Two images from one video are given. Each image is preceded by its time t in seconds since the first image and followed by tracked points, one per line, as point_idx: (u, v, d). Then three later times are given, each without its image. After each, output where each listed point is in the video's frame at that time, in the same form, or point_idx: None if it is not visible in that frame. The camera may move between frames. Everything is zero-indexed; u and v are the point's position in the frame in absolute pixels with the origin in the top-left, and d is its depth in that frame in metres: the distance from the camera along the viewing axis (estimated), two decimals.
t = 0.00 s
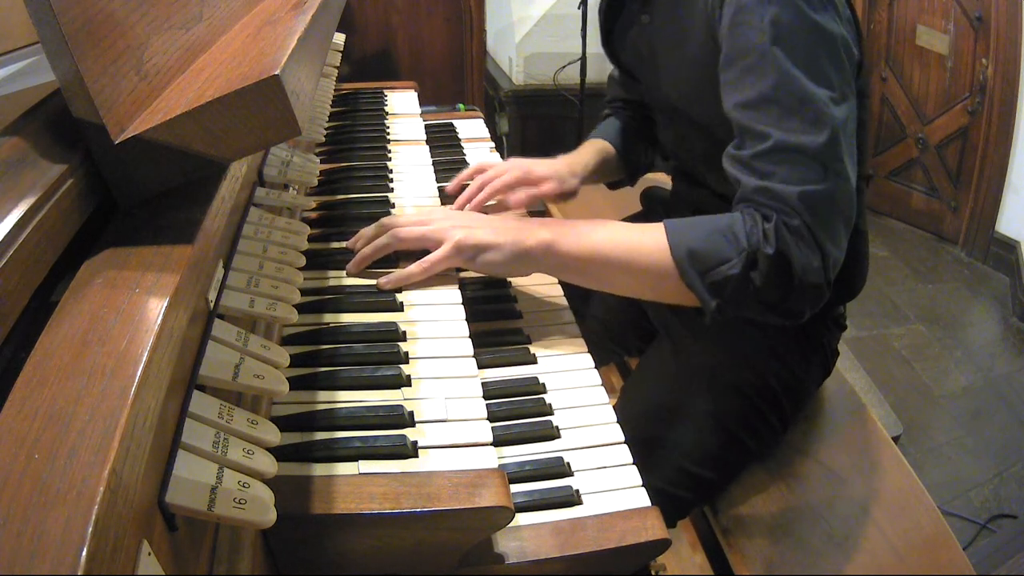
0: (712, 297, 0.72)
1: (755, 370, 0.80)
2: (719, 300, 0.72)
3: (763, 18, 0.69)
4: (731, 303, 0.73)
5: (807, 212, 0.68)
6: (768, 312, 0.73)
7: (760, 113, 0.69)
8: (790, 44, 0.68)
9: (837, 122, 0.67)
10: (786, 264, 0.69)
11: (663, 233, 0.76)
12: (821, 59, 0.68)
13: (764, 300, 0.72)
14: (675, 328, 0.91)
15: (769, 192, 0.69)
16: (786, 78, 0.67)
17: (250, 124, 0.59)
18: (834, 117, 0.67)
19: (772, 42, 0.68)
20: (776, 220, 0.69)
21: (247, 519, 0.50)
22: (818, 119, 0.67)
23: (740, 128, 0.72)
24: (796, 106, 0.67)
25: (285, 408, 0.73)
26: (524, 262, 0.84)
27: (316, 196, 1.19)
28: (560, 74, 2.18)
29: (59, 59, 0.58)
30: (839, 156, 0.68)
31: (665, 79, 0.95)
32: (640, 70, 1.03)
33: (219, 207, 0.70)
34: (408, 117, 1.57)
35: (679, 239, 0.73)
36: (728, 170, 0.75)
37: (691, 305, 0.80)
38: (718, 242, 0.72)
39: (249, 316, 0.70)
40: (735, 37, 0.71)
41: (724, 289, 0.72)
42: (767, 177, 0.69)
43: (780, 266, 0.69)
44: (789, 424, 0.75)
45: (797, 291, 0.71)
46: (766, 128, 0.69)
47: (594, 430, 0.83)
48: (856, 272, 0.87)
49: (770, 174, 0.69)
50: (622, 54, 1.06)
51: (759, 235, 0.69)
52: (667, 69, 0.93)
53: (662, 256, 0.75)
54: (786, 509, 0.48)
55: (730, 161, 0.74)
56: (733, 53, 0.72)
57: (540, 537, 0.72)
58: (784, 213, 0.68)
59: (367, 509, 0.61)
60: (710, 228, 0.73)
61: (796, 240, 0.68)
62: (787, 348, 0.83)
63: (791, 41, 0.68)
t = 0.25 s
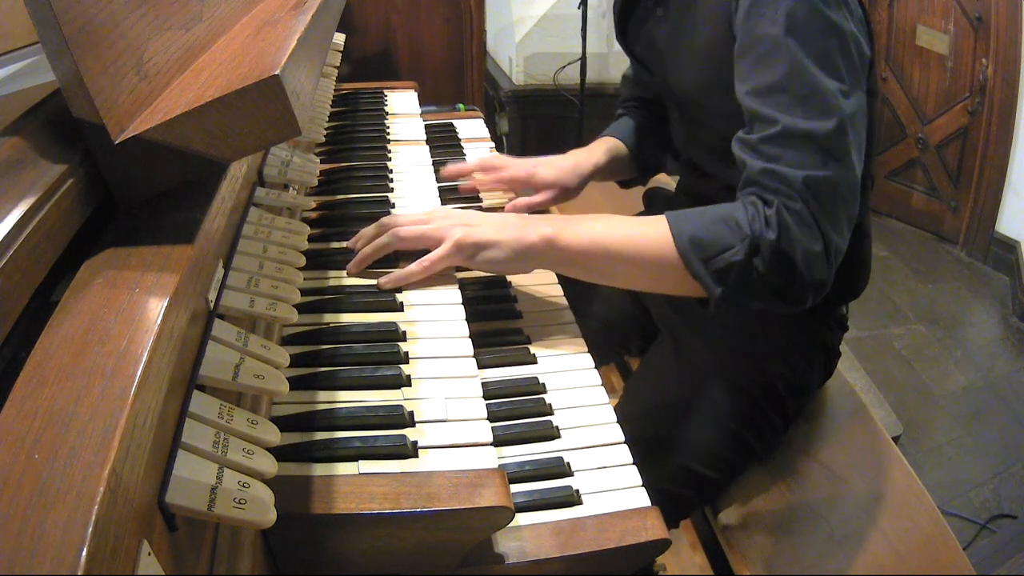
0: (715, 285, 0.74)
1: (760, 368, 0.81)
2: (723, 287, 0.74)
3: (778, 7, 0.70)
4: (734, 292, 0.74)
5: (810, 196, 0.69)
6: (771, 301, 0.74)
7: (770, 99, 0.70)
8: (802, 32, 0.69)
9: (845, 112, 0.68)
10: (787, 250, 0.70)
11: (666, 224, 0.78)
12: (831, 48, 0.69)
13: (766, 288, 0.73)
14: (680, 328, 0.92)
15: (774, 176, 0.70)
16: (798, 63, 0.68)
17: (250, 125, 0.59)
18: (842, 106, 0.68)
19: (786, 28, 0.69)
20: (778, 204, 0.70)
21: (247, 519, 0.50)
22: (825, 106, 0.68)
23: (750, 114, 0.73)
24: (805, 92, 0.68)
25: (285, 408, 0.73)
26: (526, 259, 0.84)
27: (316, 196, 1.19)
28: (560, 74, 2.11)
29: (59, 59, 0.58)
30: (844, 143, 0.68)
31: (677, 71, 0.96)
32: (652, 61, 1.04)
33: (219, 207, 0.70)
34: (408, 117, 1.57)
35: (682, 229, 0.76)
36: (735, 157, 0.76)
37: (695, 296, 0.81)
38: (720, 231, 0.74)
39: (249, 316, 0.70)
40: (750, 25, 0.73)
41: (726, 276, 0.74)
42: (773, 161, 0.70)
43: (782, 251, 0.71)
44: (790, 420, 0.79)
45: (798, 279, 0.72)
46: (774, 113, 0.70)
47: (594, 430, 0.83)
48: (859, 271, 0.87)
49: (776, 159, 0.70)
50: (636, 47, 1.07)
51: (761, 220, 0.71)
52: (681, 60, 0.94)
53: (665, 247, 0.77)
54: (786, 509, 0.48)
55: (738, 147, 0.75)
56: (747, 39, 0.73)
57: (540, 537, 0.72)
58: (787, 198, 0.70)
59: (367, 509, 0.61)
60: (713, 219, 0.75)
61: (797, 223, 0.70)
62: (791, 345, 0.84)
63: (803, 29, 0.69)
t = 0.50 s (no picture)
0: (715, 275, 0.75)
1: (759, 365, 0.81)
2: (725, 277, 0.75)
3: None
4: (735, 280, 0.75)
5: (812, 185, 0.69)
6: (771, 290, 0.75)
7: (774, 88, 0.71)
8: (809, 21, 0.69)
9: (848, 101, 0.68)
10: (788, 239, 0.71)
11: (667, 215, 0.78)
12: (837, 38, 0.69)
13: (767, 277, 0.74)
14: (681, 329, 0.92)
15: (777, 164, 0.70)
16: (804, 53, 0.68)
17: (250, 125, 0.59)
18: (846, 97, 0.68)
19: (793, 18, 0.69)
20: (779, 193, 0.70)
21: (247, 519, 0.50)
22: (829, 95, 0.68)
23: (755, 103, 0.73)
24: (810, 81, 0.68)
25: (285, 408, 0.73)
26: (526, 258, 0.84)
27: (316, 196, 1.19)
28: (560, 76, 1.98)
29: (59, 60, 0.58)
30: (847, 133, 0.69)
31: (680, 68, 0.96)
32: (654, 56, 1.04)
33: (219, 207, 0.70)
34: (408, 117, 1.57)
35: (683, 219, 0.76)
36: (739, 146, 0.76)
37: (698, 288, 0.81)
38: (721, 221, 0.74)
39: (249, 316, 0.70)
40: (758, 15, 0.73)
41: (727, 265, 0.74)
42: (776, 150, 0.70)
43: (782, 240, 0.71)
44: (790, 419, 0.78)
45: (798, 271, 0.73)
46: (779, 102, 0.70)
47: (594, 430, 0.83)
48: (860, 270, 0.87)
49: (779, 146, 0.70)
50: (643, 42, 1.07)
51: (762, 209, 0.71)
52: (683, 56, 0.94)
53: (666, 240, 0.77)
54: (786, 509, 0.48)
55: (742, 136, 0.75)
56: (755, 28, 0.73)
57: (540, 537, 0.72)
58: (788, 187, 0.70)
59: (367, 509, 0.61)
60: (715, 210, 0.75)
61: (798, 212, 0.70)
62: (791, 342, 0.84)
63: (809, 19, 0.69)
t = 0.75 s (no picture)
0: (715, 276, 0.74)
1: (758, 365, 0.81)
2: (725, 278, 0.75)
3: None
4: (734, 282, 0.75)
5: (811, 187, 0.70)
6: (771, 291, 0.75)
7: (774, 89, 0.70)
8: (810, 23, 0.69)
9: (848, 104, 0.68)
10: (787, 241, 0.71)
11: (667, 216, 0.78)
12: (836, 39, 0.69)
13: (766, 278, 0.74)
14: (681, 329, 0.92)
15: (778, 165, 0.70)
16: (804, 54, 0.68)
17: (250, 126, 0.59)
18: (846, 98, 0.68)
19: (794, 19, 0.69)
20: (780, 195, 0.70)
21: (248, 519, 0.50)
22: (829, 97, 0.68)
23: (755, 104, 0.73)
24: (810, 82, 0.68)
25: (285, 408, 0.73)
26: (527, 259, 0.84)
27: (316, 196, 1.19)
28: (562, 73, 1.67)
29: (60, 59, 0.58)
30: (847, 134, 0.69)
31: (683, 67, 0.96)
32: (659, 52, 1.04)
33: (219, 207, 0.70)
34: (408, 117, 1.57)
35: (683, 220, 0.76)
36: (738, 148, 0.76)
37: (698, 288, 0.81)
38: (721, 222, 0.74)
39: (249, 316, 0.70)
40: (758, 16, 0.73)
41: (726, 267, 0.74)
42: (776, 151, 0.71)
43: (782, 241, 0.71)
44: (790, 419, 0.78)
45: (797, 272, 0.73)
46: (779, 103, 0.70)
47: (594, 430, 0.83)
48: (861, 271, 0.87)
49: (779, 148, 0.70)
50: (646, 40, 1.07)
51: (762, 211, 0.71)
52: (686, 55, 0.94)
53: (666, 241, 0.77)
54: (786, 509, 0.48)
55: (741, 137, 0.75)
56: (755, 29, 0.73)
57: (540, 537, 0.72)
58: (787, 188, 0.70)
59: (367, 509, 0.61)
60: (714, 211, 0.75)
61: (798, 215, 0.70)
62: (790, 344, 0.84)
63: (809, 20, 0.69)
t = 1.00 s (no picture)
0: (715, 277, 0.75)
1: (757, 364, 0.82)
2: (725, 279, 0.75)
3: None
4: (734, 283, 0.75)
5: (810, 188, 0.70)
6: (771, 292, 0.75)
7: (770, 91, 0.71)
8: (804, 23, 0.69)
9: (845, 103, 0.68)
10: (787, 242, 0.71)
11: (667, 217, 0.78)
12: (831, 38, 0.69)
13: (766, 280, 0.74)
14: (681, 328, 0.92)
15: (775, 166, 0.71)
16: (799, 54, 0.68)
17: (250, 126, 0.59)
18: (842, 97, 0.68)
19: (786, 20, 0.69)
20: (779, 196, 0.70)
21: (248, 519, 0.50)
22: (825, 97, 0.68)
23: (750, 106, 0.73)
24: (805, 83, 0.68)
25: (285, 408, 0.73)
26: (527, 260, 0.84)
27: (316, 196, 1.19)
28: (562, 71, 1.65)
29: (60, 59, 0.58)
30: (844, 134, 0.69)
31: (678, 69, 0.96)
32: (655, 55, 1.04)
33: (219, 207, 0.70)
34: (408, 117, 1.57)
35: (683, 222, 0.76)
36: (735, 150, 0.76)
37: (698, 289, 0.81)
38: (720, 223, 0.74)
39: (248, 316, 0.70)
40: (751, 17, 0.73)
41: (726, 268, 0.74)
42: (774, 153, 0.71)
43: (782, 243, 0.71)
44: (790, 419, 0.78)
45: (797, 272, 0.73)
46: (775, 105, 0.70)
47: (594, 430, 0.83)
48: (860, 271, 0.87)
49: (776, 150, 0.70)
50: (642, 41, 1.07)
51: (761, 212, 0.71)
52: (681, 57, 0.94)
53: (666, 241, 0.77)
54: (786, 509, 0.48)
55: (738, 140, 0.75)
56: (748, 30, 0.73)
57: (540, 537, 0.72)
58: (786, 189, 0.70)
59: (367, 509, 0.61)
60: (714, 212, 0.75)
61: (797, 215, 0.70)
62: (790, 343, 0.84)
63: (803, 20, 0.69)
